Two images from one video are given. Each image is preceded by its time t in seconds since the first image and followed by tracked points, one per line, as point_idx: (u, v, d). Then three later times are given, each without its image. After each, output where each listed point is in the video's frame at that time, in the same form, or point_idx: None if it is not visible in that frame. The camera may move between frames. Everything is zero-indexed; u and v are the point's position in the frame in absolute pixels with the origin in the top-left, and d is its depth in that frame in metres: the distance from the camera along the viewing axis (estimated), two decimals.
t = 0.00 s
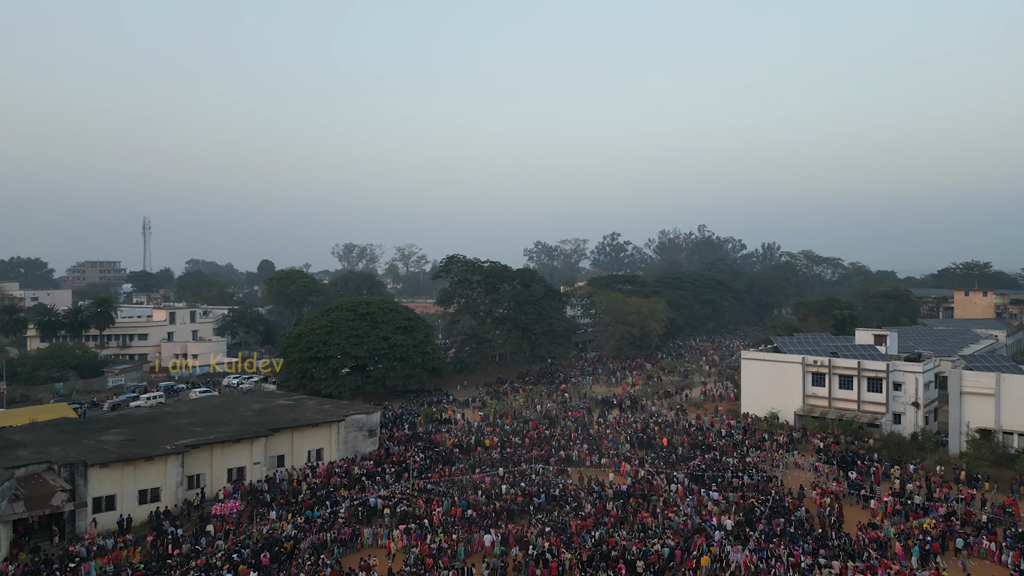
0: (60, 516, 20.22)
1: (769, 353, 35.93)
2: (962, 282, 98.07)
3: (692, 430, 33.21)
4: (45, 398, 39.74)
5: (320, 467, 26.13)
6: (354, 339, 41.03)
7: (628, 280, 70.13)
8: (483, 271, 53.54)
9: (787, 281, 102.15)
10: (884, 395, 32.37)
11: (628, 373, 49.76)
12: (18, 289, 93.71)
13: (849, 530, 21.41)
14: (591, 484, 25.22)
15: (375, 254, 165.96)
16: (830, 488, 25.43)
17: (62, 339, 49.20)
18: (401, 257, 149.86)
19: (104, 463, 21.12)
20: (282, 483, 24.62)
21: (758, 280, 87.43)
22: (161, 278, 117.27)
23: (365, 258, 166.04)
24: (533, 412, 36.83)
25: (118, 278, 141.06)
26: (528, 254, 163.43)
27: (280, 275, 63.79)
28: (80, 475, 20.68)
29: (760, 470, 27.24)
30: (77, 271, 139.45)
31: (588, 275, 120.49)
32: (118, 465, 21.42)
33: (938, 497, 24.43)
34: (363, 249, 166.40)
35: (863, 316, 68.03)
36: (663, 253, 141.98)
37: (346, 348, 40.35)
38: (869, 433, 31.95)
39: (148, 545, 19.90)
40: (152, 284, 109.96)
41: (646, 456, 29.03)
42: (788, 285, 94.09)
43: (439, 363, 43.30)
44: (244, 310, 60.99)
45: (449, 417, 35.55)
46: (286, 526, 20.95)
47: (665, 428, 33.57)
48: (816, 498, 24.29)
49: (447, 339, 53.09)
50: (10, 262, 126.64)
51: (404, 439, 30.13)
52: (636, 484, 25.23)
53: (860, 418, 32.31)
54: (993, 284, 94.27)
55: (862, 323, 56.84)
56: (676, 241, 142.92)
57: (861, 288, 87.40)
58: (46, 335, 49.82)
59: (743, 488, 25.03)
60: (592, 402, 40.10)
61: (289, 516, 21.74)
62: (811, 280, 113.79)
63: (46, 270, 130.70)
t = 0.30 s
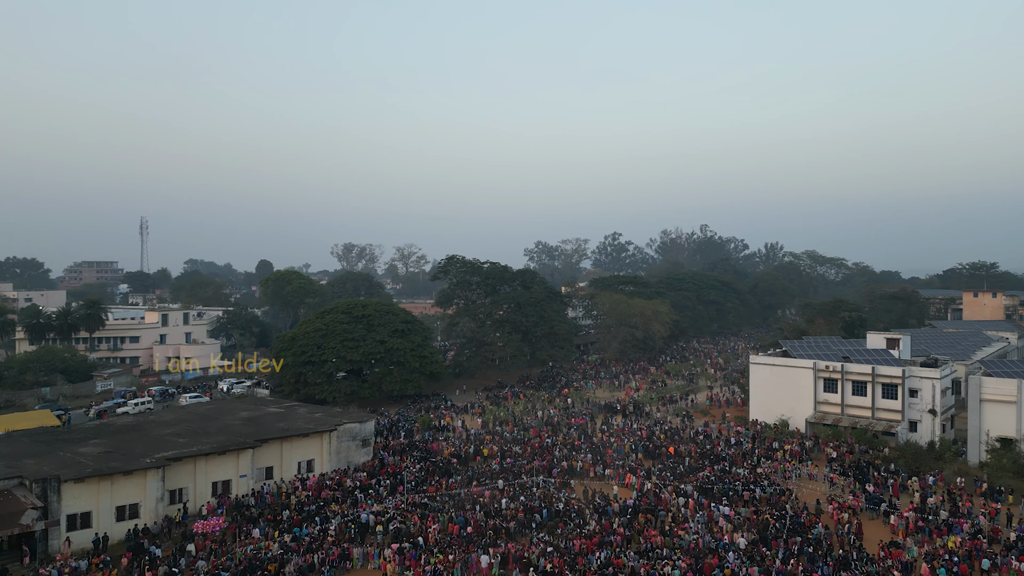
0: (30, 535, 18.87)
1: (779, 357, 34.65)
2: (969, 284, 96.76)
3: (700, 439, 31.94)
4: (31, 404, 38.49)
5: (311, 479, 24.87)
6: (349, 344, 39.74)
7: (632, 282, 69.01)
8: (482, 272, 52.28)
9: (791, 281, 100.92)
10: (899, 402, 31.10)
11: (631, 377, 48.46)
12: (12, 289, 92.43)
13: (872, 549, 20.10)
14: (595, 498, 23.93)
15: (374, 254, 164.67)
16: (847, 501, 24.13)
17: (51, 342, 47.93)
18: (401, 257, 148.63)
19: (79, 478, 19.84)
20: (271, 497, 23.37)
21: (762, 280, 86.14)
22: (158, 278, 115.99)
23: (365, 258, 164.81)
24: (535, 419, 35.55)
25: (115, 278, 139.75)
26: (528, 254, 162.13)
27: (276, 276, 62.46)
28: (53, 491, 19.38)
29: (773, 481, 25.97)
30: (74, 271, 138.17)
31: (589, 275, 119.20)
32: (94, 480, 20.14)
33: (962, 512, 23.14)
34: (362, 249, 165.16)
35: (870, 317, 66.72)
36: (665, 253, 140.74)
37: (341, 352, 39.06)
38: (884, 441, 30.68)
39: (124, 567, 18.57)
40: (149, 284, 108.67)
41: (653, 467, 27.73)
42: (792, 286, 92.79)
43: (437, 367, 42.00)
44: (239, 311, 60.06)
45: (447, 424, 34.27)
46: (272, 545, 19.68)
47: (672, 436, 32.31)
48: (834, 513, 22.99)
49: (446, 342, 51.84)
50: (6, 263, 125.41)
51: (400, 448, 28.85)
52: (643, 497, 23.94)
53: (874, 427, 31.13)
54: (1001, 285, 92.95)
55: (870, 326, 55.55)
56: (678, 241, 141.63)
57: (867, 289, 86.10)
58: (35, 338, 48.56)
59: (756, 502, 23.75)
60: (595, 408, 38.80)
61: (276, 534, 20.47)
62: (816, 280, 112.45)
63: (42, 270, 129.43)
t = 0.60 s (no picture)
0: None
1: (790, 363, 33.37)
2: (976, 284, 95.40)
3: (708, 448, 30.64)
4: (15, 409, 37.21)
5: (300, 493, 23.61)
6: (344, 348, 38.44)
7: (634, 283, 67.74)
8: (481, 273, 50.98)
9: (795, 282, 99.60)
10: (916, 410, 29.83)
11: (635, 381, 47.16)
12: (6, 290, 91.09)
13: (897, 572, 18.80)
14: (600, 515, 22.61)
15: (374, 254, 163.39)
16: (866, 517, 22.85)
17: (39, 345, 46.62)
18: (400, 256, 147.40)
19: (50, 496, 18.57)
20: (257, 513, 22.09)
21: (766, 281, 84.81)
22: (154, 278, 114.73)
23: (364, 258, 163.45)
24: (535, 426, 34.26)
25: (112, 279, 138.48)
26: (529, 254, 160.81)
27: (272, 277, 60.81)
28: (22, 509, 18.11)
29: (787, 495, 24.68)
30: (71, 272, 136.88)
31: (590, 276, 117.87)
32: (67, 497, 18.88)
33: (989, 528, 21.83)
34: (361, 249, 163.84)
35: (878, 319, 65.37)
36: (666, 253, 139.49)
37: (336, 357, 37.75)
38: (901, 451, 29.40)
39: None
40: (145, 284, 107.39)
41: (661, 479, 26.44)
42: (797, 287, 91.46)
43: (435, 372, 40.70)
44: (234, 313, 58.90)
45: (445, 432, 32.97)
46: (256, 568, 18.41)
47: (679, 445, 31.01)
48: (853, 530, 21.71)
49: (445, 344, 50.57)
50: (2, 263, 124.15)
51: (395, 459, 27.57)
52: (650, 513, 22.63)
53: (890, 435, 29.88)
54: (1008, 286, 91.60)
55: (880, 328, 54.22)
56: (680, 241, 140.32)
57: (873, 290, 84.80)
58: (22, 341, 47.27)
59: (770, 518, 22.46)
60: (598, 415, 37.53)
61: (260, 554, 19.19)
62: (819, 281, 111.12)
63: (38, 270, 128.17)
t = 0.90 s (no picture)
0: None
1: (802, 368, 32.08)
2: (983, 285, 94.12)
3: (717, 458, 29.34)
4: None
5: (288, 508, 22.35)
6: (338, 352, 37.18)
7: (637, 284, 66.49)
8: (481, 274, 49.72)
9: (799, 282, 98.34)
10: (934, 418, 28.56)
11: (639, 385, 45.85)
12: None
13: None
14: (605, 534, 21.33)
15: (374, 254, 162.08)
16: (887, 535, 21.57)
17: (26, 348, 45.34)
18: (400, 257, 146.15)
19: (16, 516, 17.28)
20: (241, 530, 20.82)
21: (771, 281, 83.49)
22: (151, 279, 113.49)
23: (364, 259, 162.18)
24: (536, 434, 32.97)
25: (109, 279, 137.22)
26: (530, 254, 159.48)
27: (266, 278, 59.56)
28: None
29: (802, 510, 23.37)
30: (68, 273, 135.62)
31: (592, 276, 116.57)
32: (35, 517, 17.59)
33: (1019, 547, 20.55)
34: (361, 249, 162.54)
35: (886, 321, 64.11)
36: (668, 254, 138.27)
37: (330, 362, 36.48)
38: (919, 461, 28.11)
39: None
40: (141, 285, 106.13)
41: (669, 491, 25.14)
42: (801, 288, 90.18)
43: (433, 377, 39.42)
44: (228, 315, 57.69)
45: (442, 440, 31.71)
46: None
47: (686, 455, 29.72)
48: (874, 550, 20.43)
49: (444, 347, 49.31)
50: None
51: (389, 470, 26.29)
52: (658, 531, 21.35)
53: (907, 445, 28.58)
54: (1016, 287, 90.28)
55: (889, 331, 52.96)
56: (682, 241, 139.09)
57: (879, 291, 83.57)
58: (9, 344, 46.01)
59: (786, 536, 21.17)
60: (600, 421, 36.24)
61: None
62: (823, 282, 109.85)
63: (34, 271, 126.98)
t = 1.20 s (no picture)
0: None
1: (813, 375, 30.81)
2: (990, 286, 92.84)
3: (726, 469, 28.06)
4: None
5: (275, 526, 21.09)
6: (332, 357, 35.93)
7: (640, 285, 65.21)
8: (480, 275, 48.46)
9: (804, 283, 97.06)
10: (954, 428, 27.26)
11: (643, 390, 44.55)
12: None
13: None
14: (611, 555, 20.02)
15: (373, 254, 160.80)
16: (911, 555, 20.25)
17: (13, 352, 44.13)
18: (399, 257, 144.91)
19: None
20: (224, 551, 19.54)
21: (775, 282, 82.19)
22: (147, 279, 112.22)
23: (364, 259, 160.92)
24: (538, 442, 31.70)
25: (106, 279, 136.02)
26: (530, 254, 158.24)
27: (261, 279, 58.36)
28: None
29: (819, 527, 22.06)
30: (65, 273, 134.39)
31: (593, 277, 115.17)
32: None
33: None
34: (361, 249, 161.26)
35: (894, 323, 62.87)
36: (671, 254, 137.06)
37: (323, 367, 35.23)
38: (938, 472, 26.83)
39: None
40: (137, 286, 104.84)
41: (678, 505, 23.83)
42: (806, 288, 88.88)
43: (431, 382, 38.15)
44: (222, 317, 56.44)
45: (440, 450, 30.44)
46: None
47: (693, 465, 28.44)
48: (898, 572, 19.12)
49: (442, 351, 48.06)
50: None
51: (383, 483, 25.00)
52: (668, 550, 20.04)
53: (925, 455, 27.29)
54: None
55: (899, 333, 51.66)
56: (684, 241, 137.86)
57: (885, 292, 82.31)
58: None
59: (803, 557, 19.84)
60: (604, 428, 34.99)
61: None
62: (827, 282, 108.60)
63: (30, 271, 125.79)
